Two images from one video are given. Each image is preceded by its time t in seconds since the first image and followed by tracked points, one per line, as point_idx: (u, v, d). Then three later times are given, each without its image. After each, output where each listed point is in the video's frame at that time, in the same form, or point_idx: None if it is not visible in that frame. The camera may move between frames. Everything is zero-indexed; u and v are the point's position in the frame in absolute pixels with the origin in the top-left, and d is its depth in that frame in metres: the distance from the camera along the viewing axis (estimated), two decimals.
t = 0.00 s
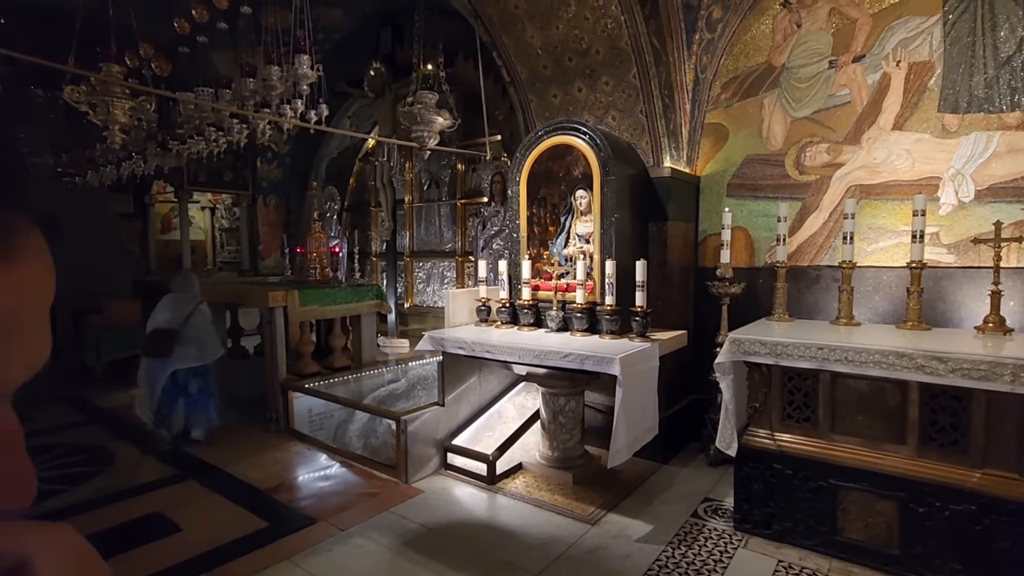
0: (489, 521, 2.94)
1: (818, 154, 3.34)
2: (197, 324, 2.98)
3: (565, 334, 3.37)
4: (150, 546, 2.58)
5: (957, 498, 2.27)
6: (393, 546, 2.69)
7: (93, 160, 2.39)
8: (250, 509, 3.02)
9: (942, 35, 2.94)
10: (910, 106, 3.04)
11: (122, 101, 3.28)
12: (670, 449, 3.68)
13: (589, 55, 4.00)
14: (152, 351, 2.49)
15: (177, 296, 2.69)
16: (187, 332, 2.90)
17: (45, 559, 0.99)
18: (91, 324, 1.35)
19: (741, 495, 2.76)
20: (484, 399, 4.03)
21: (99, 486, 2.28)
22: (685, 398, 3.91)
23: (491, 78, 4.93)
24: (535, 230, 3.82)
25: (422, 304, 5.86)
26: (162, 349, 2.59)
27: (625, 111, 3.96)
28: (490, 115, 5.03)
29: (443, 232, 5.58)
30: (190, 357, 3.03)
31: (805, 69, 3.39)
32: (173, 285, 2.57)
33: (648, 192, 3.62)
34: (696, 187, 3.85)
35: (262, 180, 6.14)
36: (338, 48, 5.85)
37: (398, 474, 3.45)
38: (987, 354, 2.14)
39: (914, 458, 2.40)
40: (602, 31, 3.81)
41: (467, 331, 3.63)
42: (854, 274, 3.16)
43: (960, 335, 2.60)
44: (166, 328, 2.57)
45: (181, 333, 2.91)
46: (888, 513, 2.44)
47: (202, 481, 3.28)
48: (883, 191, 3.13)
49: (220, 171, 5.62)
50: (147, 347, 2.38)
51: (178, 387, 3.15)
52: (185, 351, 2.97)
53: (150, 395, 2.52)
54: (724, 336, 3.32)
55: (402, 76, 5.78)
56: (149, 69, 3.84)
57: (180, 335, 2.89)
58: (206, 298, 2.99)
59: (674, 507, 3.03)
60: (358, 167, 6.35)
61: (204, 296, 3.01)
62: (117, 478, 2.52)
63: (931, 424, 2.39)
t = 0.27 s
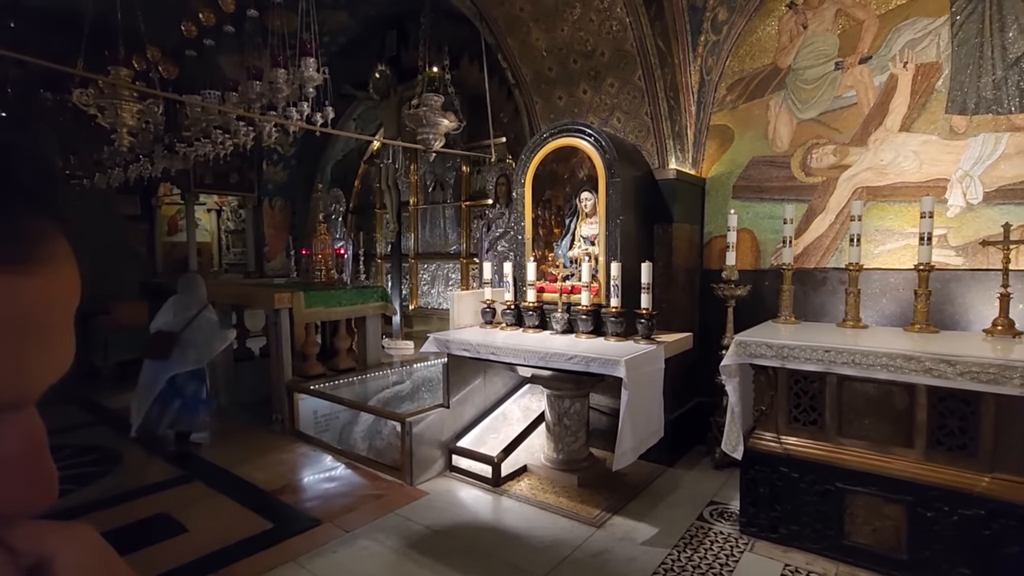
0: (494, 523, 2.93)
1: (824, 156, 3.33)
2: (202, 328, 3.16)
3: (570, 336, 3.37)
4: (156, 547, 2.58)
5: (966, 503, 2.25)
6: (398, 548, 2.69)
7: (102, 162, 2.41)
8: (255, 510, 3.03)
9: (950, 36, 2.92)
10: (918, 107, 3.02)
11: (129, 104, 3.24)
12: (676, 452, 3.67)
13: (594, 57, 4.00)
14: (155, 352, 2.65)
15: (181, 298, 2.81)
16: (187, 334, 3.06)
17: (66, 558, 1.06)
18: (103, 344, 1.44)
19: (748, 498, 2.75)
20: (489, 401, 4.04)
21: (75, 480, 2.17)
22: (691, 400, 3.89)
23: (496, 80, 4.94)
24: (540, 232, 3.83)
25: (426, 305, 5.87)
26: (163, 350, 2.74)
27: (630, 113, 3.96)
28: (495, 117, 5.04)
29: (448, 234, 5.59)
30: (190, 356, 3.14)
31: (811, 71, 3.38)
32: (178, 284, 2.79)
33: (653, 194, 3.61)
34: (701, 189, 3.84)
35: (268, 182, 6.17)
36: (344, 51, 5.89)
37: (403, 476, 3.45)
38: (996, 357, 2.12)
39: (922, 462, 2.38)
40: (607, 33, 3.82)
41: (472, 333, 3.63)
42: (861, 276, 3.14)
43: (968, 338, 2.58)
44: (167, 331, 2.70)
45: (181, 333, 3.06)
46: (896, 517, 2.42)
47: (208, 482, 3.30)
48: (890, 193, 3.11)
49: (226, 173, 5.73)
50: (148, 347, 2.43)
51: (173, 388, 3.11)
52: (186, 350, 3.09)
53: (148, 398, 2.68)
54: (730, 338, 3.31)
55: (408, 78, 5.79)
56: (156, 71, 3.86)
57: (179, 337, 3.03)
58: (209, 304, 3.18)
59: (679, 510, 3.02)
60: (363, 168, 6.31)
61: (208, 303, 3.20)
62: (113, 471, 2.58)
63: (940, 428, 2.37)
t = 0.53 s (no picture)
0: (497, 524, 2.92)
1: (829, 156, 3.31)
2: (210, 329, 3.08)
3: (573, 337, 3.36)
4: (159, 548, 2.58)
5: (974, 505, 2.23)
6: (400, 549, 2.68)
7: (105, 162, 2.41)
8: (258, 510, 3.03)
9: (956, 35, 2.90)
10: (923, 107, 3.00)
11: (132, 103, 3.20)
12: (679, 454, 3.65)
13: (597, 57, 3.99)
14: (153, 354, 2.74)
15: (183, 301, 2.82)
16: (192, 336, 2.99)
17: None
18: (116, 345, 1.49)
19: (752, 499, 2.73)
20: (491, 402, 4.02)
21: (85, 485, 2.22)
22: (695, 401, 3.87)
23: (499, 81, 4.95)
24: (542, 232, 3.81)
25: (429, 306, 5.87)
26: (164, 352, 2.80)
27: (633, 113, 3.95)
28: (498, 117, 5.03)
29: (450, 234, 5.59)
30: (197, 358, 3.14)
31: (815, 70, 3.36)
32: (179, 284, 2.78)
33: (656, 194, 3.60)
34: (705, 189, 3.82)
35: (271, 182, 6.19)
36: (347, 52, 5.96)
37: (405, 477, 3.44)
38: (1004, 358, 2.10)
39: (929, 464, 2.36)
40: (610, 33, 3.81)
41: (475, 333, 3.62)
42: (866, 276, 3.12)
43: (975, 339, 2.56)
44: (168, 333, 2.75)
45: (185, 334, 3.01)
46: (902, 520, 2.40)
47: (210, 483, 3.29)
48: (895, 193, 3.09)
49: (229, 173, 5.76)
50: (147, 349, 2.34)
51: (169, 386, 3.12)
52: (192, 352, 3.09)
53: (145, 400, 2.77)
54: (734, 339, 3.29)
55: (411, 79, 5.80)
56: (160, 72, 3.87)
57: (179, 339, 2.92)
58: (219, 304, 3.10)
59: (683, 512, 3.00)
60: (366, 169, 6.31)
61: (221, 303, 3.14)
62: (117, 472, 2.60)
63: (947, 429, 2.35)
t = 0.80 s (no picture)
0: (498, 526, 2.92)
1: (831, 158, 3.31)
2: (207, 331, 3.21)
3: (574, 339, 3.35)
4: (159, 549, 2.58)
5: (977, 510, 2.21)
6: (401, 551, 2.68)
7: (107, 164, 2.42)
8: (259, 512, 3.03)
9: (958, 37, 2.90)
10: (926, 109, 3.00)
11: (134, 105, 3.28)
12: (681, 456, 3.64)
13: (599, 59, 3.99)
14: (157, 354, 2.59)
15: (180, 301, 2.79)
16: (191, 337, 3.10)
17: None
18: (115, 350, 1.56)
19: (753, 503, 2.72)
20: (492, 404, 4.02)
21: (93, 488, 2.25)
22: (696, 404, 3.86)
23: (500, 83, 4.96)
24: (544, 234, 3.81)
25: (431, 308, 5.87)
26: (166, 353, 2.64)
27: (634, 115, 3.95)
28: (500, 120, 5.04)
29: (452, 237, 5.59)
30: (193, 358, 3.24)
31: (817, 73, 3.36)
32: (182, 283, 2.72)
33: (658, 196, 3.60)
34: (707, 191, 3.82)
35: (273, 184, 6.22)
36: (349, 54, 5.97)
37: (406, 479, 3.44)
38: (1007, 362, 2.09)
39: (931, 467, 2.35)
40: (612, 35, 3.81)
41: (476, 335, 3.63)
42: (868, 279, 3.11)
43: (978, 342, 2.55)
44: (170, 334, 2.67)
45: (185, 336, 3.11)
46: (905, 524, 2.38)
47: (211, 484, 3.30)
48: (897, 196, 3.08)
49: (233, 176, 5.72)
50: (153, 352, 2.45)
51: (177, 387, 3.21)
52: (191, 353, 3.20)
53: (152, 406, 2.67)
54: (736, 342, 3.29)
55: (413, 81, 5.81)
56: (163, 75, 3.88)
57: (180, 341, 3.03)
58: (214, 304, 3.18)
59: (684, 515, 2.99)
60: (368, 171, 6.32)
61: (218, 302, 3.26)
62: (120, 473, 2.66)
63: (949, 433, 2.34)
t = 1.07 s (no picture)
0: (500, 527, 2.93)
1: (833, 160, 3.31)
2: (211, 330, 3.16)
3: (576, 340, 3.36)
4: (164, 549, 2.60)
5: (980, 512, 2.22)
6: (404, 552, 2.69)
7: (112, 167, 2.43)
8: (263, 512, 3.04)
9: (960, 40, 2.90)
10: (928, 111, 3.00)
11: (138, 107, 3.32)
12: (683, 458, 3.64)
13: (601, 61, 4.00)
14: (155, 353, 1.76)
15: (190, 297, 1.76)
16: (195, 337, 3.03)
17: None
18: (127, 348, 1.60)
19: (756, 505, 2.72)
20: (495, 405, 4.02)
21: (134, 486, 2.32)
22: (699, 406, 3.87)
23: (503, 85, 4.98)
24: (546, 236, 3.82)
25: (433, 309, 5.88)
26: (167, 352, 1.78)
27: (637, 117, 3.95)
28: (503, 122, 5.06)
29: (454, 238, 5.61)
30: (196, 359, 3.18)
31: (819, 75, 3.37)
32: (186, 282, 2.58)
33: (661, 198, 3.62)
34: (709, 193, 3.83)
35: (277, 186, 6.25)
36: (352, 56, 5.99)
37: (409, 480, 3.45)
38: (1010, 364, 2.10)
39: (934, 470, 2.35)
40: (614, 38, 3.82)
41: (479, 337, 3.64)
42: (871, 281, 3.12)
43: (981, 344, 2.56)
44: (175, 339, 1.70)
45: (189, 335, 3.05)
46: (907, 526, 2.38)
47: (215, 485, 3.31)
48: (899, 198, 3.08)
49: (236, 176, 5.90)
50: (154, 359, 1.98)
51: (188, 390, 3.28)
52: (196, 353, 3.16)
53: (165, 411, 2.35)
54: (738, 343, 3.29)
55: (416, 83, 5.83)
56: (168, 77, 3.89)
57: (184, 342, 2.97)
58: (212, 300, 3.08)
59: (687, 517, 3.00)
60: (371, 172, 6.34)
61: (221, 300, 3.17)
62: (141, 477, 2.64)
63: (952, 435, 2.35)
